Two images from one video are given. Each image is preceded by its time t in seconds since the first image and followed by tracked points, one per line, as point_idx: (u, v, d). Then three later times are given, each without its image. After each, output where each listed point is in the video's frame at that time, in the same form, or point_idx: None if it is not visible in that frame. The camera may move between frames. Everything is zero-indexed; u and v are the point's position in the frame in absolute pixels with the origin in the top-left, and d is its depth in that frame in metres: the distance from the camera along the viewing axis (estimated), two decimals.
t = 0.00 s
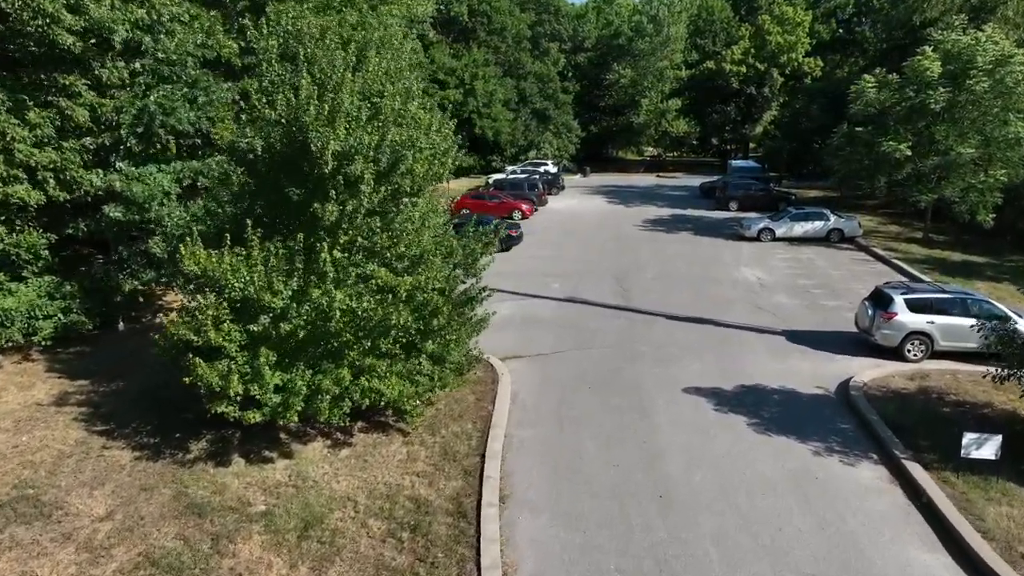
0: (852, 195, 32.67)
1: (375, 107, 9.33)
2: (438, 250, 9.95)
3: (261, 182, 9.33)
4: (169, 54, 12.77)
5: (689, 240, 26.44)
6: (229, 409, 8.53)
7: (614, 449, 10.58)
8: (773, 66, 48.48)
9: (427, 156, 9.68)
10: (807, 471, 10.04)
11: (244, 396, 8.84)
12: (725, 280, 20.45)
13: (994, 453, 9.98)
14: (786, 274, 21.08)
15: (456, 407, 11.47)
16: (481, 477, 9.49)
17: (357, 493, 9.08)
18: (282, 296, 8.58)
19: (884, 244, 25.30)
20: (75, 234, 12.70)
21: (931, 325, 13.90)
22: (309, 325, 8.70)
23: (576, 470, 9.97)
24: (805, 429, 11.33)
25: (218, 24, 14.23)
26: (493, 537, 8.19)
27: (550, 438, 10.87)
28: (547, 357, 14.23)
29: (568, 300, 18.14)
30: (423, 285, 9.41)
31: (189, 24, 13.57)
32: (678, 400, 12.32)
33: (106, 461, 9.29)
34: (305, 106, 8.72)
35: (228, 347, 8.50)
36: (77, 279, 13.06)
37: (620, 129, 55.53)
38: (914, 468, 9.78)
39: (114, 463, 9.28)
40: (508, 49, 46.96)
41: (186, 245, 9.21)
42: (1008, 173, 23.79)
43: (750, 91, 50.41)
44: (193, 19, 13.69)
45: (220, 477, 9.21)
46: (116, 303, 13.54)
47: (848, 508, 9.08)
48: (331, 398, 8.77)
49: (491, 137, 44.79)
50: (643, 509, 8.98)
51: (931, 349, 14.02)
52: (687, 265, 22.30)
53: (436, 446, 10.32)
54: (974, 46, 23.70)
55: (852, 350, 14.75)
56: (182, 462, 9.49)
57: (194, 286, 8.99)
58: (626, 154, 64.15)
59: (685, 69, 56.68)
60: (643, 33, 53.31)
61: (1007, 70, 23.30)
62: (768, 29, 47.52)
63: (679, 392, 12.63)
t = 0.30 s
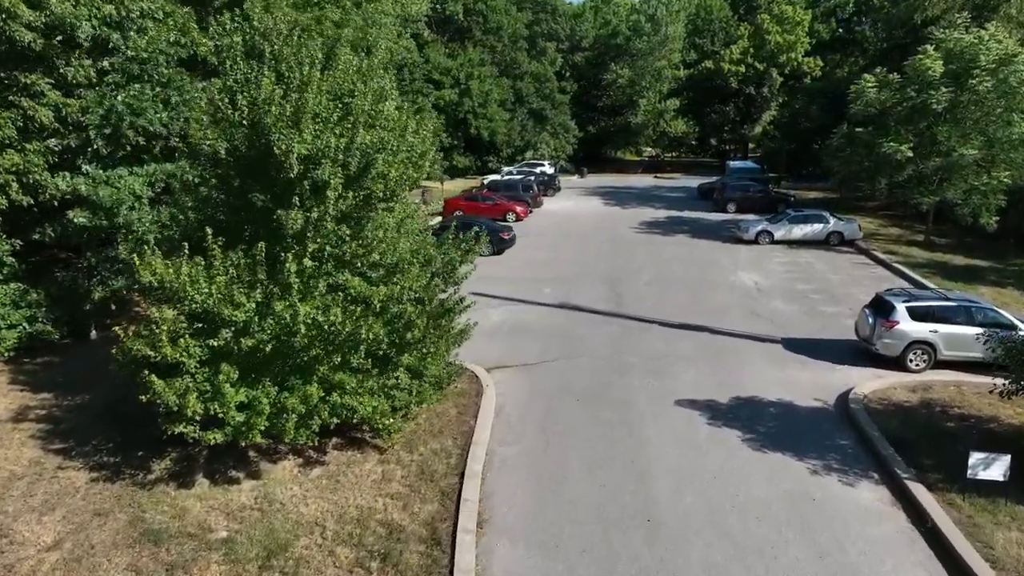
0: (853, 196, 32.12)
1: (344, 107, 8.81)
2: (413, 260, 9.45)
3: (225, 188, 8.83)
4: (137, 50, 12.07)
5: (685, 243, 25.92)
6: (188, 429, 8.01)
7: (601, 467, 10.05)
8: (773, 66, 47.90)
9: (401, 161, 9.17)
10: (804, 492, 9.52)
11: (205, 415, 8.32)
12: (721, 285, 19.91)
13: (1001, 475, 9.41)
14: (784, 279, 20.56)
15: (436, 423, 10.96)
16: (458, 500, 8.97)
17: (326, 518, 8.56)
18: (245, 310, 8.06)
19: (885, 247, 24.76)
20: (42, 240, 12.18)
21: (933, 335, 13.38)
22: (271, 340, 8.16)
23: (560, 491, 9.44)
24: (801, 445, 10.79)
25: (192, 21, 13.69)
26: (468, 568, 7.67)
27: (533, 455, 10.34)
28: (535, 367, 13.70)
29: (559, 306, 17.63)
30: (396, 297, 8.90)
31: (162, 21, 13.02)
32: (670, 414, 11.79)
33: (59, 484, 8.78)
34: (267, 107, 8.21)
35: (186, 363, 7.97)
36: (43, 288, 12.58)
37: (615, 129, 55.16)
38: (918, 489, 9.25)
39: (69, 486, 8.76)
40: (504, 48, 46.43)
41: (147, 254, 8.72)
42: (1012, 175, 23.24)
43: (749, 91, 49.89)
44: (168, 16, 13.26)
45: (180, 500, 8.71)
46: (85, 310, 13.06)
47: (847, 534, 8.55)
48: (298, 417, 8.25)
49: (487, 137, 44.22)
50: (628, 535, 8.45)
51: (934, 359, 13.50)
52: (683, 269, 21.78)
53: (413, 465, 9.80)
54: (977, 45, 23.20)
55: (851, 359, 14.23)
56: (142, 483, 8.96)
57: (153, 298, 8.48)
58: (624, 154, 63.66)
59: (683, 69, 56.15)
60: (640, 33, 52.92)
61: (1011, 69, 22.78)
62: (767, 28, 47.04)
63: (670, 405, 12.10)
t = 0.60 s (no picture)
0: (853, 198, 31.56)
1: (311, 108, 8.28)
2: (385, 268, 8.90)
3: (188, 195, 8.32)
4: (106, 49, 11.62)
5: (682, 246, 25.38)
6: (141, 453, 7.45)
7: (588, 487, 9.49)
8: (773, 65, 47.41)
9: (372, 165, 8.64)
10: (803, 515, 8.96)
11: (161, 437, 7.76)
12: (718, 290, 19.36)
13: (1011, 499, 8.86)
14: (783, 283, 20.02)
15: (415, 440, 10.40)
16: (434, 525, 8.42)
17: (291, 547, 8.00)
18: (202, 325, 7.50)
19: (887, 250, 24.23)
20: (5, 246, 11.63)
21: (937, 344, 12.85)
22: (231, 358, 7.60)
23: (544, 513, 8.88)
24: (800, 463, 10.24)
25: (163, 16, 13.05)
26: None
27: (518, 474, 9.78)
28: (523, 378, 13.14)
29: (551, 313, 17.07)
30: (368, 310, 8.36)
31: (122, 15, 12.38)
32: (662, 428, 11.23)
33: (7, 510, 8.25)
34: (226, 106, 7.66)
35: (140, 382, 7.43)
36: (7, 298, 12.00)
37: (615, 130, 54.13)
38: (923, 513, 8.69)
39: (17, 512, 8.24)
40: (500, 48, 45.89)
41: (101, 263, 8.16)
42: (1016, 176, 22.74)
43: (748, 91, 49.54)
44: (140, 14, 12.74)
45: (136, 526, 8.15)
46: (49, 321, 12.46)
47: (849, 562, 8.00)
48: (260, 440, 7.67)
49: (482, 137, 43.60)
50: (616, 564, 7.89)
51: (938, 370, 12.97)
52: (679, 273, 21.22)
53: (389, 486, 9.24)
54: (980, 43, 22.69)
55: (851, 369, 13.67)
56: (97, 508, 8.40)
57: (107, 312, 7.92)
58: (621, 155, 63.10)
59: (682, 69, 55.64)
60: (638, 32, 52.44)
61: (1016, 68, 22.26)
62: (767, 28, 46.71)
63: (662, 418, 11.56)
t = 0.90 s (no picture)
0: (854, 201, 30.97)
1: (272, 108, 7.68)
2: (355, 280, 8.33)
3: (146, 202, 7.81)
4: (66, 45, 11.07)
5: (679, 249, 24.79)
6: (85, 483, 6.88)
7: (575, 510, 8.91)
8: (772, 65, 46.86)
9: (341, 170, 8.08)
10: (803, 542, 8.39)
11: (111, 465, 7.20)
12: (715, 296, 18.78)
13: None
14: (782, 289, 19.44)
15: (393, 462, 9.82)
16: (407, 557, 7.84)
17: None
18: (152, 343, 6.94)
19: (889, 254, 23.66)
20: None
21: (945, 356, 12.26)
22: (184, 379, 7.04)
23: (527, 540, 8.30)
24: (800, 485, 9.66)
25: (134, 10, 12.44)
26: None
27: (501, 496, 9.20)
28: (511, 391, 12.57)
29: (542, 320, 16.50)
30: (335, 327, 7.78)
31: (88, 11, 11.81)
32: (655, 445, 10.66)
33: None
34: (178, 108, 7.13)
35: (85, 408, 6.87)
36: None
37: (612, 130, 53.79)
38: (932, 543, 8.11)
39: None
40: (496, 47, 45.34)
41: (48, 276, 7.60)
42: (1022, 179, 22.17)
43: (748, 91, 49.10)
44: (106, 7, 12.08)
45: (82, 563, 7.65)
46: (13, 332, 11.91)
47: None
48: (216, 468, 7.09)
49: (478, 137, 42.99)
50: None
51: (945, 383, 12.40)
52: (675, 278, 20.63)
53: (362, 513, 8.66)
54: (986, 42, 22.12)
55: (854, 381, 13.08)
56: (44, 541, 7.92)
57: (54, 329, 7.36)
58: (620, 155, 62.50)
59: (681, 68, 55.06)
60: (637, 30, 51.63)
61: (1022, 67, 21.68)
62: (766, 27, 46.09)
63: (654, 434, 10.99)
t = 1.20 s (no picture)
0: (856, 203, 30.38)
1: (230, 111, 7.30)
2: (324, 291, 7.79)
3: (98, 213, 7.29)
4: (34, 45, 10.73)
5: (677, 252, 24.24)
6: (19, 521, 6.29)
7: (560, 539, 8.30)
8: (773, 65, 46.28)
9: (305, 175, 7.61)
10: None
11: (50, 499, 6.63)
12: (714, 302, 18.18)
13: None
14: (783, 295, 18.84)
15: (368, 487, 9.22)
16: None
17: None
18: (93, 367, 6.36)
19: (892, 258, 23.07)
20: None
21: (953, 370, 11.66)
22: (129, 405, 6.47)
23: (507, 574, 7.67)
24: (800, 512, 9.04)
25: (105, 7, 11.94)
26: None
27: (481, 523, 8.58)
28: (498, 405, 11.95)
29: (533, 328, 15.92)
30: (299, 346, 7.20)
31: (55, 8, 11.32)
32: (649, 467, 10.04)
33: None
34: (121, 111, 6.80)
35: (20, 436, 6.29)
36: None
37: (610, 130, 53.52)
38: None
39: None
40: (493, 46, 44.83)
41: None
42: None
43: (748, 91, 48.68)
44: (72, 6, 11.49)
45: None
46: None
47: None
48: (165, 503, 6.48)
49: (474, 138, 42.40)
50: None
51: (954, 398, 11.80)
52: (672, 283, 20.04)
53: (331, 545, 8.06)
54: (992, 40, 21.53)
55: (858, 395, 12.47)
56: None
57: None
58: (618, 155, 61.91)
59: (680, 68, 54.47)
60: (635, 30, 50.53)
61: None
62: (766, 26, 45.48)
63: (647, 454, 10.38)
